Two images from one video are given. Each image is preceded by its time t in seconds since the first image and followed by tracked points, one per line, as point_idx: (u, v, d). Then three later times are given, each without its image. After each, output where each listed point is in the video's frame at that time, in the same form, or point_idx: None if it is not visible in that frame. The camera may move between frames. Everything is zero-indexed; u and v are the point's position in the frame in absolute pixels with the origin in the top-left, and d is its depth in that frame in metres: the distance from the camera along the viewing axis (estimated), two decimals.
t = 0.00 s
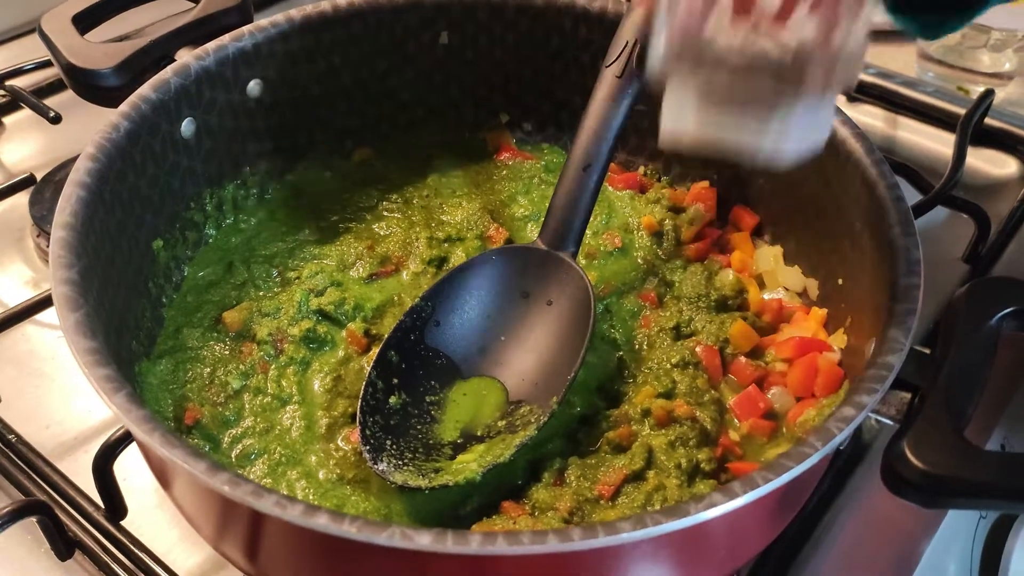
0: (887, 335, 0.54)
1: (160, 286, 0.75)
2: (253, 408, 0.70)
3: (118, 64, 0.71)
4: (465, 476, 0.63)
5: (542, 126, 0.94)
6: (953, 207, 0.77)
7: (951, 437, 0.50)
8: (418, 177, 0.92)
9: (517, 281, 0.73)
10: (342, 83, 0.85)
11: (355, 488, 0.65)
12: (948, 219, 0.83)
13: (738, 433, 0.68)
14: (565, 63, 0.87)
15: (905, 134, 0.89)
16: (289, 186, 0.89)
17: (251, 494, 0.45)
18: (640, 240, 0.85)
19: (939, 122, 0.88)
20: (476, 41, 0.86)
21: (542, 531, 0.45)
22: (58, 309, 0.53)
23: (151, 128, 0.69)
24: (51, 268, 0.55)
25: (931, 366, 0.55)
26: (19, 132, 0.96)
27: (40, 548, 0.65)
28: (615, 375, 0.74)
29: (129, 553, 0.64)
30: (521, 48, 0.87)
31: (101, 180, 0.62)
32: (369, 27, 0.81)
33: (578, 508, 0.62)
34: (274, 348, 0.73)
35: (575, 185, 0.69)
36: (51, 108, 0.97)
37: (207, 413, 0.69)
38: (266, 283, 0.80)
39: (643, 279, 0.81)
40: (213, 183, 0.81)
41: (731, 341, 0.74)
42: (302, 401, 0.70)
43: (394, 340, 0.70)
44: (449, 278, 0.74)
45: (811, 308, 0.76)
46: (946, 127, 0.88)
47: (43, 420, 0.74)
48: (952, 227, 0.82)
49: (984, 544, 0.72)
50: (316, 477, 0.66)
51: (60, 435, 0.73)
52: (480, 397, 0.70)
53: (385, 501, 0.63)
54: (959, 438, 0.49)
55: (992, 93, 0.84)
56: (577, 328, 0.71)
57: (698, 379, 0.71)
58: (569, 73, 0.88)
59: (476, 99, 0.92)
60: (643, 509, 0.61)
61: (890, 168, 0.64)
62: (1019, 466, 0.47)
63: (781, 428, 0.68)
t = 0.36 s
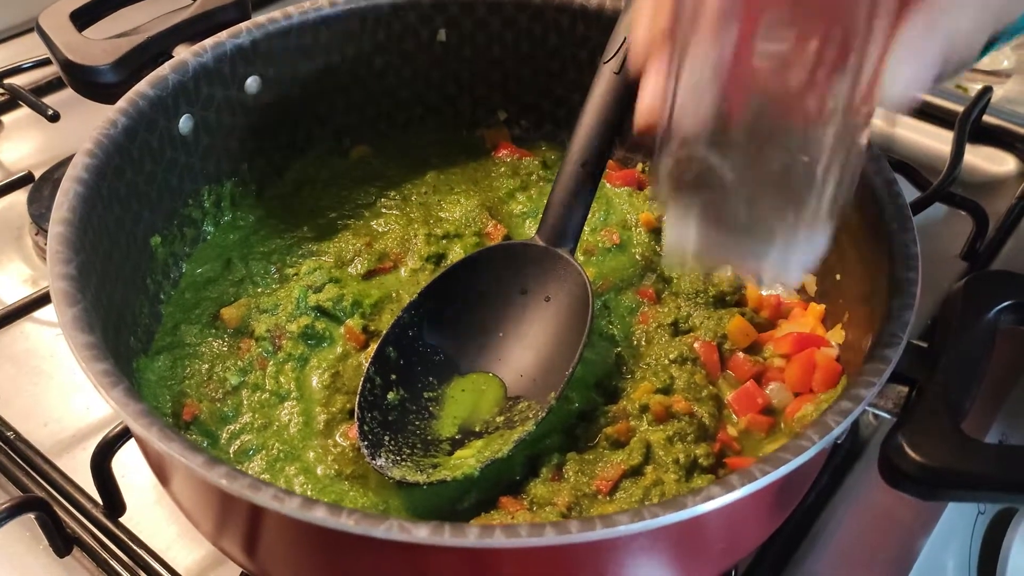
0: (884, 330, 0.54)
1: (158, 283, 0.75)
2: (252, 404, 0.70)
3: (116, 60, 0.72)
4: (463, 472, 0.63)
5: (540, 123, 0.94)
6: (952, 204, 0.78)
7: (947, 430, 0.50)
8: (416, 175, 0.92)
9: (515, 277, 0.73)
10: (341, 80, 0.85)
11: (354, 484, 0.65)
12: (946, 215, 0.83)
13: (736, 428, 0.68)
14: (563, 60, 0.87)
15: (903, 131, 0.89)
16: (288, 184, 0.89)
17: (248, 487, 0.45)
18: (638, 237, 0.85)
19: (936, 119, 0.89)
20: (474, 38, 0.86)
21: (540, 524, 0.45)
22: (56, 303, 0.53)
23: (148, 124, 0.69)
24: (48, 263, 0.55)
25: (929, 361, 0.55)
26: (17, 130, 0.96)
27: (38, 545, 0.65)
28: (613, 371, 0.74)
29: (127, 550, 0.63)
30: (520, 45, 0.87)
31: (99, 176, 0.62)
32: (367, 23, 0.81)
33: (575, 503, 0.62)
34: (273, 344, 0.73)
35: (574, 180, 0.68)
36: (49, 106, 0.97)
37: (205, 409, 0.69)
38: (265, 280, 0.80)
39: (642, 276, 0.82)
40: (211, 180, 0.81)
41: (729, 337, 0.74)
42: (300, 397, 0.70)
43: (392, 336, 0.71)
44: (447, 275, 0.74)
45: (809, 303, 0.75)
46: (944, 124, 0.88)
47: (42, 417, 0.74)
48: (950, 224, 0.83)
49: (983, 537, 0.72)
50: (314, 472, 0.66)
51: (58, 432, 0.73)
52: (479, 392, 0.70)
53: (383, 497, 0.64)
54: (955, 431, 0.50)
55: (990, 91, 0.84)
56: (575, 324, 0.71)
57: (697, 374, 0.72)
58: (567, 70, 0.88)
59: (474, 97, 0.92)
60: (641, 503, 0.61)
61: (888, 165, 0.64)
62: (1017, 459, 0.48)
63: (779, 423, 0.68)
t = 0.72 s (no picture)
0: (881, 328, 0.54)
1: (154, 282, 0.75)
2: (248, 403, 0.70)
3: (112, 59, 0.72)
4: (459, 471, 0.63)
5: (537, 122, 0.94)
6: (949, 203, 0.78)
7: (943, 429, 0.50)
8: (413, 174, 0.92)
9: (512, 276, 0.73)
10: (338, 79, 0.85)
11: (350, 484, 0.65)
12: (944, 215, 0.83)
13: (733, 427, 0.68)
14: (560, 59, 0.87)
15: (902, 130, 0.89)
16: (285, 183, 0.89)
17: (244, 486, 0.45)
18: (635, 236, 0.85)
19: (934, 119, 0.88)
20: (471, 37, 0.86)
21: (535, 523, 0.45)
22: (51, 302, 0.53)
23: (145, 123, 0.69)
24: (44, 262, 0.55)
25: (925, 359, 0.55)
26: (14, 130, 0.96)
27: (34, 545, 0.65)
28: (610, 370, 0.73)
29: (124, 549, 0.63)
30: (517, 44, 0.87)
31: (95, 175, 0.62)
32: (364, 22, 0.81)
33: (572, 502, 0.62)
34: (269, 344, 0.73)
35: (569, 181, 0.68)
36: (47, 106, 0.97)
37: (202, 409, 0.69)
38: (261, 279, 0.79)
39: (639, 275, 0.81)
40: (208, 179, 0.81)
41: (727, 336, 0.74)
42: (297, 396, 0.70)
43: (389, 335, 0.70)
44: (444, 273, 0.74)
45: (806, 302, 0.76)
46: (941, 123, 0.88)
47: (38, 417, 0.74)
48: (948, 223, 0.82)
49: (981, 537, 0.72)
50: (310, 472, 0.66)
51: (55, 432, 0.73)
52: (476, 391, 0.70)
53: (380, 497, 0.63)
54: (951, 430, 0.50)
55: (989, 90, 0.85)
56: (573, 324, 0.71)
57: (694, 374, 0.71)
58: (564, 70, 0.88)
59: (471, 96, 0.92)
60: (638, 502, 0.61)
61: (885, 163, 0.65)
62: (1015, 457, 0.47)
63: (776, 422, 0.68)
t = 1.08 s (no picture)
0: (879, 326, 0.54)
1: (152, 280, 0.75)
2: (246, 401, 0.70)
3: (110, 57, 0.72)
4: (457, 469, 0.63)
5: (536, 120, 0.94)
6: (948, 201, 0.78)
7: (941, 426, 0.50)
8: (412, 173, 0.92)
9: (511, 274, 0.73)
10: (337, 77, 0.85)
11: (348, 482, 0.65)
12: (944, 214, 0.83)
13: (731, 425, 0.68)
14: (559, 57, 0.87)
15: (901, 129, 0.88)
16: (283, 181, 0.89)
17: (240, 483, 0.45)
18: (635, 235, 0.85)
19: (933, 117, 0.88)
20: (470, 35, 0.86)
21: (532, 521, 0.44)
22: (48, 300, 0.53)
23: (143, 121, 0.69)
24: (42, 260, 0.55)
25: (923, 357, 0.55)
26: (13, 129, 0.96)
27: (33, 542, 0.65)
28: (609, 368, 0.73)
29: (122, 547, 0.63)
30: (516, 42, 0.87)
31: (93, 173, 0.62)
32: (362, 20, 0.81)
33: (570, 500, 0.62)
34: (267, 342, 0.73)
35: (568, 179, 0.68)
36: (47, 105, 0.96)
37: (199, 407, 0.69)
38: (260, 277, 0.80)
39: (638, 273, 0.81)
40: (207, 177, 0.81)
41: (726, 334, 0.74)
42: (295, 394, 0.70)
43: (388, 334, 0.70)
44: (443, 271, 0.73)
45: (804, 300, 0.76)
46: (940, 121, 0.88)
47: (37, 415, 0.74)
48: (949, 223, 0.82)
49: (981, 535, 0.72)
50: (308, 470, 0.66)
51: (53, 430, 0.73)
52: (475, 390, 0.70)
53: (378, 495, 0.63)
54: (949, 427, 0.49)
55: (989, 88, 0.84)
56: (570, 321, 0.71)
57: (693, 372, 0.71)
58: (563, 68, 0.88)
59: (470, 94, 0.92)
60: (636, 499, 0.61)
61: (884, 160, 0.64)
62: (1012, 455, 0.47)
63: (775, 420, 0.68)
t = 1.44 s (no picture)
0: (873, 324, 0.54)
1: (144, 278, 0.74)
2: (238, 400, 0.69)
3: (101, 54, 0.71)
4: (449, 469, 0.63)
5: (532, 118, 0.94)
6: (945, 199, 0.77)
7: (935, 425, 0.49)
8: (407, 170, 0.91)
9: (505, 273, 0.73)
10: (331, 75, 0.85)
11: (340, 481, 0.64)
12: (942, 212, 0.82)
13: (726, 424, 0.68)
14: (554, 54, 0.87)
15: (899, 127, 0.88)
16: (277, 179, 0.88)
17: (228, 483, 0.45)
18: (629, 233, 0.85)
19: (932, 114, 0.88)
20: (464, 32, 0.86)
21: (522, 521, 0.44)
22: (37, 298, 0.53)
23: (134, 118, 0.68)
24: (30, 258, 0.54)
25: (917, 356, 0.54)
26: (8, 127, 0.95)
27: (24, 543, 0.64)
28: (603, 367, 0.73)
29: (114, 548, 0.63)
30: (510, 39, 0.86)
31: (84, 171, 0.62)
32: (356, 17, 0.81)
33: (563, 500, 0.62)
34: (260, 341, 0.73)
35: (564, 175, 0.69)
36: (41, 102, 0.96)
37: (191, 406, 0.68)
38: (252, 276, 0.79)
39: (632, 272, 0.81)
40: (199, 175, 0.81)
41: (720, 333, 0.74)
42: (288, 393, 0.70)
43: (380, 333, 0.70)
44: (437, 269, 0.73)
45: (801, 298, 0.75)
46: (938, 118, 0.87)
47: (30, 414, 0.73)
48: (947, 222, 0.81)
49: (977, 535, 0.71)
50: (300, 470, 0.65)
51: (46, 430, 0.72)
52: (468, 389, 0.70)
53: (369, 495, 0.63)
54: (943, 426, 0.49)
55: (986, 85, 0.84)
56: (564, 320, 0.71)
57: (687, 370, 0.71)
58: (558, 65, 0.88)
59: (465, 92, 0.92)
60: (630, 498, 0.61)
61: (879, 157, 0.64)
62: (1006, 454, 0.47)
63: (770, 419, 0.67)
